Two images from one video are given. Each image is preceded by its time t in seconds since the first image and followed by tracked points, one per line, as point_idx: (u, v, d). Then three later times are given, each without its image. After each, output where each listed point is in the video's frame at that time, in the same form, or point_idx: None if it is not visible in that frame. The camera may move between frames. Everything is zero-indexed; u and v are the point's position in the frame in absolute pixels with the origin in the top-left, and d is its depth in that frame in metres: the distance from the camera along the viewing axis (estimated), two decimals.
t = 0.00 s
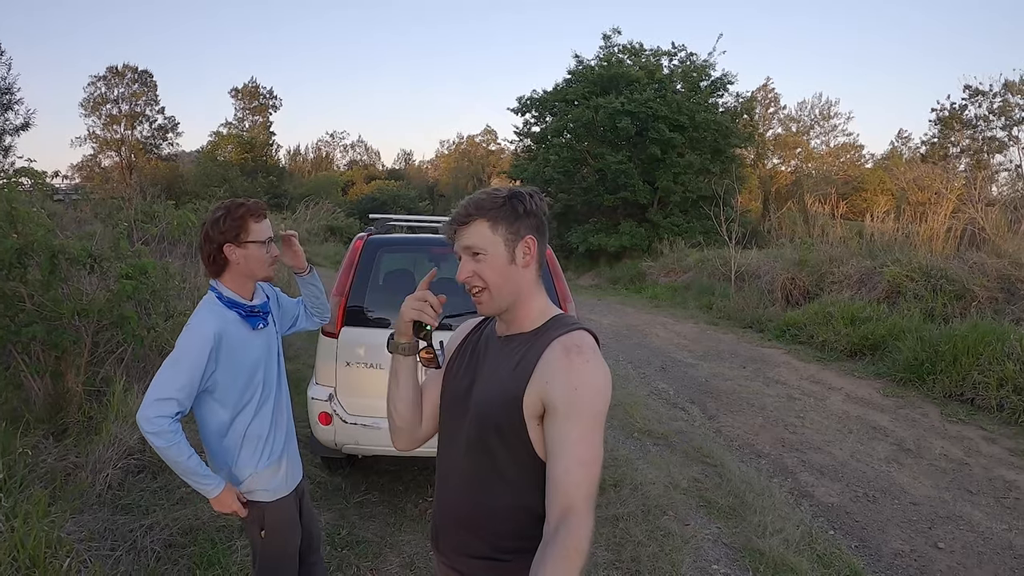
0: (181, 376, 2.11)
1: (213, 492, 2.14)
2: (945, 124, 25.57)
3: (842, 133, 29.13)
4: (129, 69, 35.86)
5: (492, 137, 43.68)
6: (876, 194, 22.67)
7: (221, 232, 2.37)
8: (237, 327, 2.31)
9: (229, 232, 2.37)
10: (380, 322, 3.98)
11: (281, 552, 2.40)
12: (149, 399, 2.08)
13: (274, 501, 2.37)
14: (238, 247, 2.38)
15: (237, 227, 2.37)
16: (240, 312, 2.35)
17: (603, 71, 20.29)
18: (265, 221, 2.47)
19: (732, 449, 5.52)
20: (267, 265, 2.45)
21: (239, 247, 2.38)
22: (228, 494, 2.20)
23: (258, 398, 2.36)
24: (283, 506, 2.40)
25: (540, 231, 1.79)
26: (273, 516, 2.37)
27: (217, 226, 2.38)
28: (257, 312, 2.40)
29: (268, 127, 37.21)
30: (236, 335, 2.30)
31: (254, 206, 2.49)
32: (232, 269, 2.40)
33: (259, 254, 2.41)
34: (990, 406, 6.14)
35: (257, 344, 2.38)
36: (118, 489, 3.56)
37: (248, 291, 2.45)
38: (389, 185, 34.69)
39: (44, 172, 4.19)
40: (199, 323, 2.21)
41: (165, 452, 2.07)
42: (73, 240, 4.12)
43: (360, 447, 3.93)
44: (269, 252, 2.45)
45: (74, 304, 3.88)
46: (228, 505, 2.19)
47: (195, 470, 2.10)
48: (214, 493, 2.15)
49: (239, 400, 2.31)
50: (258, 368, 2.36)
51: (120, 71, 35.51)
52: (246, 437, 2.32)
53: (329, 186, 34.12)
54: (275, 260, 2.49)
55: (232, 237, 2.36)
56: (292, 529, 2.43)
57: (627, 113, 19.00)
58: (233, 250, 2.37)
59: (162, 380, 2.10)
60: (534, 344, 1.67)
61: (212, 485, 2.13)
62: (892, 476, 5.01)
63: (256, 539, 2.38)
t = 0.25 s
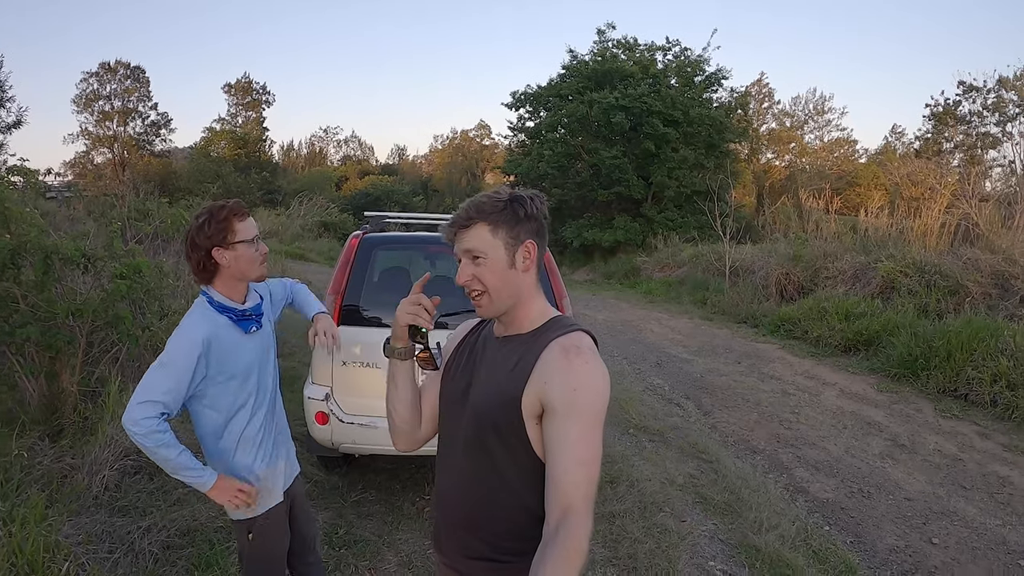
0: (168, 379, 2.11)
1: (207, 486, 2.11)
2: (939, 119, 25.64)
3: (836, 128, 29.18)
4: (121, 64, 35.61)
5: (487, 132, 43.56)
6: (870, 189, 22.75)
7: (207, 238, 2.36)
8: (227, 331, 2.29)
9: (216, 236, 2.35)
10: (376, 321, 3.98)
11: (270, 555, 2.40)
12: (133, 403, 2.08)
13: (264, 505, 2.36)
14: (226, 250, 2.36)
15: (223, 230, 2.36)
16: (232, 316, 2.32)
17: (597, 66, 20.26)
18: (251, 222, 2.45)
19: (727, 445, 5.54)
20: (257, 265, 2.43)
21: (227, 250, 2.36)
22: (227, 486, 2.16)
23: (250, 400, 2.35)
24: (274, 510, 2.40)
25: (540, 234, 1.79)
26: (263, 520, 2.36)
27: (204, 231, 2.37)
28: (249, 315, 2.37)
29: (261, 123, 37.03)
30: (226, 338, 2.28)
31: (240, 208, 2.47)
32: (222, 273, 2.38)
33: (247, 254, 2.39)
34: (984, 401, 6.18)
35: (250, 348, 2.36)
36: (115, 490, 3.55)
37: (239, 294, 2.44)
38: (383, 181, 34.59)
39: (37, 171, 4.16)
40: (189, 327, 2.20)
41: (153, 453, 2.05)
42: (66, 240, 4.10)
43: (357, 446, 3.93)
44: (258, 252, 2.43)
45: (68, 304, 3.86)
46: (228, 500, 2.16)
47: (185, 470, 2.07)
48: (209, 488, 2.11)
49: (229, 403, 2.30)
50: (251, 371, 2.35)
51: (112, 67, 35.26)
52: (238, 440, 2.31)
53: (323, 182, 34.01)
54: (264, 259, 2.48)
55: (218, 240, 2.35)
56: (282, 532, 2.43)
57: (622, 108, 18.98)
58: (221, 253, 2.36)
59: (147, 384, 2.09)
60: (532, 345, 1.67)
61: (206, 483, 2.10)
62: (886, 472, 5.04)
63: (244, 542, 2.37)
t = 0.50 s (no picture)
0: (149, 379, 2.08)
1: (198, 451, 2.17)
2: (936, 127, 25.77)
3: (834, 135, 29.31)
4: (120, 63, 35.57)
5: (485, 135, 43.59)
6: (866, 196, 22.83)
7: (202, 236, 2.35)
8: (213, 330, 2.27)
9: (210, 235, 2.34)
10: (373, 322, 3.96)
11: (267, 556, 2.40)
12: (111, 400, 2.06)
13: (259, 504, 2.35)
14: (220, 249, 2.35)
15: (218, 229, 2.35)
16: (219, 317, 2.30)
17: (596, 71, 20.31)
18: (244, 223, 2.45)
19: (723, 450, 5.54)
20: (248, 266, 2.41)
21: (219, 249, 2.35)
22: (216, 434, 2.21)
23: (238, 398, 2.33)
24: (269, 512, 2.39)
25: (546, 238, 1.79)
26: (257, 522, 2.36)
27: (197, 230, 2.36)
28: (237, 317, 2.35)
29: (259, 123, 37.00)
30: (212, 338, 2.25)
31: (234, 208, 2.47)
32: (214, 273, 2.37)
33: (239, 255, 2.38)
34: (980, 408, 6.20)
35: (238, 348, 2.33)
36: (109, 488, 3.53)
37: (228, 295, 2.42)
38: (380, 183, 34.58)
39: (34, 167, 4.15)
40: (174, 328, 2.18)
41: (138, 439, 2.08)
42: (63, 236, 4.08)
43: (353, 448, 3.91)
44: (249, 253, 2.42)
45: (63, 301, 3.84)
46: (225, 445, 2.22)
47: (170, 445, 2.12)
48: (201, 451, 2.18)
49: (213, 399, 2.28)
50: (238, 370, 2.33)
51: (111, 65, 35.21)
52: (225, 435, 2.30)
53: (320, 183, 33.99)
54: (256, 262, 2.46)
55: (213, 239, 2.34)
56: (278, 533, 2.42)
57: (620, 113, 19.03)
58: (213, 252, 2.34)
59: (125, 382, 2.07)
60: (534, 347, 1.66)
61: (196, 448, 2.17)
62: (882, 477, 5.05)
63: (242, 543, 2.38)
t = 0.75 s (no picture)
0: (152, 390, 2.08)
1: (211, 459, 2.19)
2: (935, 146, 25.92)
3: (834, 154, 29.48)
4: (125, 71, 35.82)
5: (486, 149, 43.79)
6: (866, 214, 22.91)
7: (192, 239, 2.39)
8: (209, 336, 2.26)
9: (198, 239, 2.38)
10: (372, 331, 3.96)
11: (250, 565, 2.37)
12: (120, 420, 2.05)
13: (242, 512, 2.32)
14: (206, 253, 2.36)
15: (206, 232, 2.38)
16: (212, 319, 2.30)
17: (598, 87, 20.47)
18: (236, 227, 2.45)
19: (721, 464, 5.53)
20: (237, 269, 2.40)
21: (206, 253, 2.36)
22: (221, 435, 2.23)
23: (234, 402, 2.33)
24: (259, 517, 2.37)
25: (548, 244, 1.80)
26: (238, 527, 2.32)
27: (187, 234, 2.40)
28: (230, 320, 2.34)
29: (262, 134, 37.19)
30: (208, 344, 2.25)
31: (229, 213, 2.49)
32: (203, 276, 2.39)
33: (225, 258, 2.38)
34: (979, 425, 6.18)
35: (232, 352, 2.33)
36: (104, 491, 3.51)
37: (220, 299, 2.41)
38: (382, 195, 34.69)
39: (39, 169, 4.17)
40: (169, 334, 2.18)
41: (153, 459, 2.07)
42: (65, 238, 4.10)
43: (351, 456, 3.89)
44: (239, 256, 2.41)
45: (64, 303, 3.85)
46: (233, 445, 2.24)
47: (185, 458, 2.13)
48: (213, 457, 2.19)
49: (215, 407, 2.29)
50: (233, 375, 2.32)
51: (116, 73, 35.45)
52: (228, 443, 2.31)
53: (322, 195, 34.10)
54: (247, 265, 2.45)
55: (200, 243, 2.37)
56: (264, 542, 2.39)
57: (621, 129, 19.16)
58: (200, 255, 2.37)
59: (132, 399, 2.06)
60: (534, 350, 1.67)
61: (208, 456, 2.18)
62: (881, 493, 5.03)
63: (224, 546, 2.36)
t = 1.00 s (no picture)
0: (148, 392, 2.07)
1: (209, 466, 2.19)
2: (930, 142, 26.00)
3: (829, 151, 29.56)
4: (119, 71, 35.68)
5: (481, 148, 43.76)
6: (861, 210, 22.97)
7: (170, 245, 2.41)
8: (202, 338, 2.26)
9: (172, 246, 2.38)
10: (370, 332, 3.96)
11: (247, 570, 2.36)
12: (118, 424, 2.03)
13: (238, 516, 2.32)
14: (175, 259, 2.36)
15: (172, 239, 2.36)
16: (205, 319, 2.29)
17: (593, 85, 20.48)
18: (201, 227, 2.36)
19: (719, 462, 5.54)
20: (198, 273, 2.32)
21: (176, 260, 2.36)
22: (217, 442, 2.21)
23: (229, 405, 2.32)
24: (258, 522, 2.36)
25: (545, 243, 1.79)
26: (235, 530, 2.32)
27: (167, 241, 2.42)
28: (223, 320, 2.32)
29: (257, 134, 37.10)
30: (202, 345, 2.25)
31: (202, 211, 2.40)
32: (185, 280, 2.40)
33: (186, 263, 2.32)
34: (975, 420, 6.21)
35: (225, 354, 2.32)
36: (103, 494, 3.50)
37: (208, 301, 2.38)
38: (377, 194, 34.65)
39: (32, 171, 4.15)
40: (163, 335, 2.17)
41: (151, 463, 2.06)
42: (60, 241, 4.08)
43: (350, 457, 3.88)
44: (198, 261, 2.32)
45: (60, 306, 3.84)
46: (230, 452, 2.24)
47: (183, 464, 2.11)
48: (211, 463, 2.18)
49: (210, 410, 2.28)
50: (227, 376, 2.31)
51: (110, 73, 35.29)
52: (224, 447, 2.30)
53: (317, 195, 34.04)
54: (213, 266, 2.34)
55: (170, 249, 2.37)
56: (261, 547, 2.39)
57: (617, 127, 19.17)
58: (175, 262, 2.38)
59: (130, 403, 2.05)
60: (534, 350, 1.67)
61: (205, 463, 2.17)
62: (878, 489, 5.05)
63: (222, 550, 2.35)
